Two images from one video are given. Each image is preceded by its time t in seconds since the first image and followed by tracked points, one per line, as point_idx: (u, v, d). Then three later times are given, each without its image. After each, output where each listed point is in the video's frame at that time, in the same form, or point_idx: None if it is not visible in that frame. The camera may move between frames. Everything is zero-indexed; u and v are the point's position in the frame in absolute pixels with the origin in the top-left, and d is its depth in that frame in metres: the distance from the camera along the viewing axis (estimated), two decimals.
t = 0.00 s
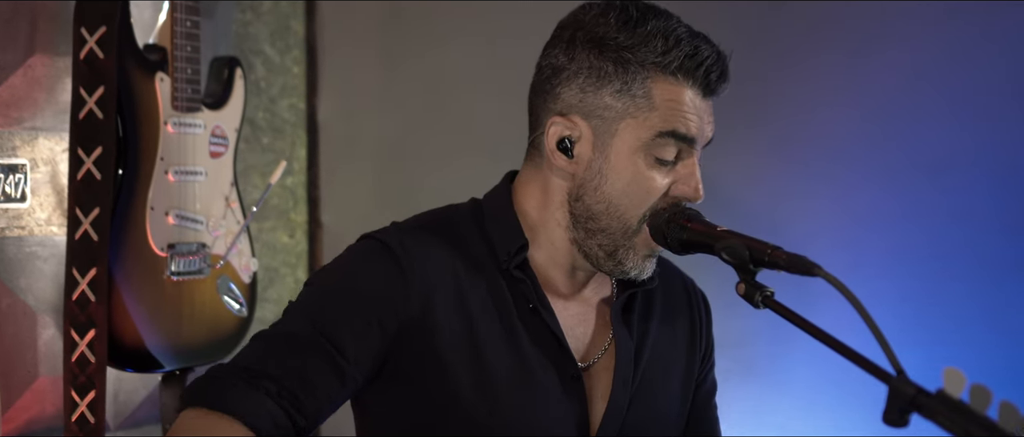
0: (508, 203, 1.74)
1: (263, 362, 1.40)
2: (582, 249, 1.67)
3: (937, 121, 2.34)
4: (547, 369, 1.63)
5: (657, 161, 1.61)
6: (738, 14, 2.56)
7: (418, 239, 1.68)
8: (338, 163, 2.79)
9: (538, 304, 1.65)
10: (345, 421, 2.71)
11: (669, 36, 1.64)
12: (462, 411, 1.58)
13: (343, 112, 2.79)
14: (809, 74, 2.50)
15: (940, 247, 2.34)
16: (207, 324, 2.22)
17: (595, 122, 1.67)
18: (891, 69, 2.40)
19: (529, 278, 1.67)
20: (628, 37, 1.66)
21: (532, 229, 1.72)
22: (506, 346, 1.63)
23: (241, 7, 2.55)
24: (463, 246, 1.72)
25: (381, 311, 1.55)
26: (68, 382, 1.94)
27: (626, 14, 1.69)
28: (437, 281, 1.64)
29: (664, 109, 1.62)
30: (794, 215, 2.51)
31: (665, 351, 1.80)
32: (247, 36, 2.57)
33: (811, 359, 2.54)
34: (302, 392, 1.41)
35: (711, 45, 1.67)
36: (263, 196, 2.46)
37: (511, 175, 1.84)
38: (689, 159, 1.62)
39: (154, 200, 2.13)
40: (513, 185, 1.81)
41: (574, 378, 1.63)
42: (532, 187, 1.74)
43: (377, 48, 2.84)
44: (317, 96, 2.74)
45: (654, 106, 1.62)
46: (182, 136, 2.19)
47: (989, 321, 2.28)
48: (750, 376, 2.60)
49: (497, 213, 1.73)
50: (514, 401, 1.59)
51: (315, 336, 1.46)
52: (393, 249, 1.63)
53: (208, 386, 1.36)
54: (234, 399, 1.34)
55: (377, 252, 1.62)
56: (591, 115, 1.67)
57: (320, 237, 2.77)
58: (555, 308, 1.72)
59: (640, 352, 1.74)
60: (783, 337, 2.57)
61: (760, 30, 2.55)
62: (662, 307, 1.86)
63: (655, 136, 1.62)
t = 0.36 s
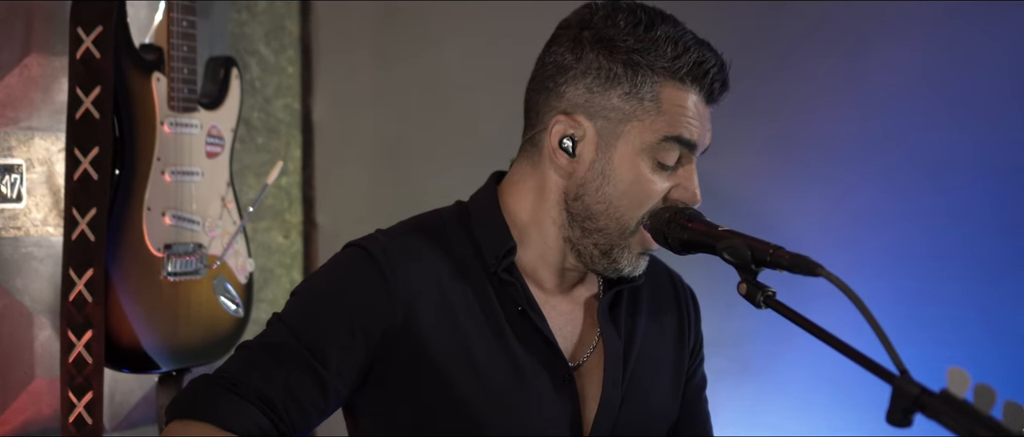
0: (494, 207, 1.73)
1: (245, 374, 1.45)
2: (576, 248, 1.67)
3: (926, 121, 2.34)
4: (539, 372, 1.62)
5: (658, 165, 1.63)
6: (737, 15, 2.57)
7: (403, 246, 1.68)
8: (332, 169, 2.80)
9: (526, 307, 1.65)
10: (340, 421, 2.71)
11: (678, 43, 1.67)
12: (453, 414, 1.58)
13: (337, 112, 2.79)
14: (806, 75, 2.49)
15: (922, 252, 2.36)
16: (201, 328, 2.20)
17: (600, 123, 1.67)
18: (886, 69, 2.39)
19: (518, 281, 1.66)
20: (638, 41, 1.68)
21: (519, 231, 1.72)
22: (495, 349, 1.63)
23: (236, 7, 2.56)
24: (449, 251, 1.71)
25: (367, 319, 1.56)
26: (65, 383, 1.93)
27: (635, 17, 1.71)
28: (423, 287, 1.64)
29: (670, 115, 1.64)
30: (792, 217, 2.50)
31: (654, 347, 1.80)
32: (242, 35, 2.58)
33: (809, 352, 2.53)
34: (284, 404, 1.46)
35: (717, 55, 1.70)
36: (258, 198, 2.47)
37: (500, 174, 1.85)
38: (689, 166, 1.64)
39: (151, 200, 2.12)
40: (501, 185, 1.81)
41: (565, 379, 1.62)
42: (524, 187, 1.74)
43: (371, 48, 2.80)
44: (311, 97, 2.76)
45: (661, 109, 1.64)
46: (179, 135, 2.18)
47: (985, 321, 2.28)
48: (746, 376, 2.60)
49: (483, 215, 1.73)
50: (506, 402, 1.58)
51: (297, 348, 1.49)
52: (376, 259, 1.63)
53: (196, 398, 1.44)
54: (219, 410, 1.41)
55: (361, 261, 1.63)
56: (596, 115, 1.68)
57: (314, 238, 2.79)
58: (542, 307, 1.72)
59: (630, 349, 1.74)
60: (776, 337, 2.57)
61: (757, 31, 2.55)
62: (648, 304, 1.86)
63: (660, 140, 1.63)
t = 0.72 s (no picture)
0: (494, 207, 1.73)
1: (253, 369, 1.45)
2: (558, 236, 1.67)
3: (925, 120, 2.36)
4: (544, 368, 1.62)
5: (618, 144, 1.60)
6: (718, 14, 2.55)
7: (410, 243, 1.68)
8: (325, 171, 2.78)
9: (531, 303, 1.65)
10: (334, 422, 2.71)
11: (628, 20, 1.64)
12: (459, 411, 1.58)
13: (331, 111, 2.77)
14: (798, 73, 2.50)
15: (920, 252, 2.36)
16: (198, 325, 2.20)
17: (555, 106, 1.67)
18: (886, 67, 2.40)
19: (522, 277, 1.67)
20: (589, 23, 1.67)
21: (523, 235, 1.71)
22: (501, 346, 1.62)
23: (230, 7, 2.56)
24: (455, 248, 1.71)
25: (374, 317, 1.56)
26: (60, 384, 1.93)
27: (586, 2, 1.70)
28: (430, 283, 1.63)
29: (623, 92, 1.62)
30: (787, 216, 2.50)
31: (660, 344, 1.80)
32: (235, 35, 2.58)
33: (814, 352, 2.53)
34: (294, 399, 1.45)
35: (675, 29, 1.66)
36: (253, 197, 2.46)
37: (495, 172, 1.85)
38: (650, 144, 1.61)
39: (146, 200, 2.11)
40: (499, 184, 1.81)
41: (570, 376, 1.62)
42: (506, 182, 1.76)
43: (366, 49, 2.80)
44: (305, 96, 2.74)
45: (611, 87, 1.62)
46: (174, 136, 2.17)
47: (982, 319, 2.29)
48: (737, 376, 2.60)
49: (486, 215, 1.73)
50: (511, 400, 1.58)
51: (306, 344, 1.49)
52: (383, 256, 1.63)
53: (205, 392, 1.43)
54: (228, 404, 1.41)
55: (368, 258, 1.62)
56: (551, 99, 1.68)
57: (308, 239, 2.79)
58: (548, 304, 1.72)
59: (636, 346, 1.75)
60: (772, 337, 2.57)
61: (743, 31, 2.54)
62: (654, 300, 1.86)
63: (612, 117, 1.61)
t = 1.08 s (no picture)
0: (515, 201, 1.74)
1: (276, 358, 1.44)
2: (568, 243, 1.67)
3: (926, 118, 2.35)
4: (555, 366, 1.62)
5: (625, 151, 1.60)
6: (721, 15, 2.57)
7: (430, 234, 1.68)
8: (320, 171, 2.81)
9: (546, 302, 1.65)
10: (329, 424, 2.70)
11: (632, 27, 1.62)
12: (467, 407, 1.58)
13: (323, 110, 2.80)
14: (797, 74, 2.50)
15: (920, 250, 2.37)
16: (194, 324, 2.20)
17: (562, 115, 1.67)
18: (886, 66, 2.40)
19: (537, 276, 1.68)
20: (592, 30, 1.65)
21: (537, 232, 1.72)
22: (515, 343, 1.63)
23: (225, 7, 2.58)
24: (473, 242, 1.72)
25: (394, 307, 1.57)
26: (57, 385, 1.92)
27: (592, 7, 1.67)
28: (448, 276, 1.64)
29: (629, 101, 1.60)
30: (785, 215, 2.52)
31: (670, 351, 1.80)
32: (230, 35, 2.61)
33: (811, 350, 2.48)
34: (317, 386, 1.45)
35: (680, 32, 1.63)
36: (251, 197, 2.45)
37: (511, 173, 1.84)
38: (660, 149, 1.60)
39: (142, 201, 2.11)
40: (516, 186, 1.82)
41: (581, 378, 1.62)
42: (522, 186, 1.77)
43: (359, 50, 2.79)
44: (300, 97, 2.78)
45: (616, 96, 1.61)
46: (170, 136, 2.17)
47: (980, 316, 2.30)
48: (739, 377, 2.55)
49: (504, 208, 1.74)
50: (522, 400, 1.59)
51: (331, 332, 1.49)
52: (404, 243, 1.64)
53: (225, 378, 1.41)
54: (248, 391, 1.38)
55: (390, 246, 1.63)
56: (558, 109, 1.67)
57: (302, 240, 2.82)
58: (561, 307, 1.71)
59: (646, 352, 1.75)
60: (768, 337, 2.52)
61: (745, 31, 2.55)
62: (665, 307, 1.86)
63: (618, 127, 1.60)
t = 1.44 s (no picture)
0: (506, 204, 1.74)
1: (267, 353, 1.42)
2: (567, 244, 1.66)
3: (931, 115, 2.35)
4: (549, 366, 1.62)
5: (625, 151, 1.60)
6: (712, 17, 2.57)
7: (419, 237, 1.69)
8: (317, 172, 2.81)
9: (537, 303, 1.65)
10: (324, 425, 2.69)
11: (631, 28, 1.62)
12: (461, 407, 1.58)
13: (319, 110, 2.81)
14: (793, 79, 2.49)
15: (919, 255, 2.37)
16: (192, 325, 2.20)
17: (562, 116, 1.66)
18: (883, 64, 2.40)
19: (529, 277, 1.67)
20: (592, 32, 1.65)
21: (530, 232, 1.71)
22: (506, 344, 1.63)
23: (221, 7, 2.58)
24: (463, 244, 1.72)
25: (384, 309, 1.57)
26: (54, 386, 1.91)
27: (591, 9, 1.68)
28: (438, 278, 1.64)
29: (629, 100, 1.60)
30: (779, 217, 2.51)
31: (664, 350, 1.81)
32: (226, 36, 2.60)
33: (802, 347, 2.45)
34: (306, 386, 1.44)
35: (679, 33, 1.64)
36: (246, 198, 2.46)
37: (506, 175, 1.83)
38: (659, 147, 1.60)
39: (139, 201, 2.10)
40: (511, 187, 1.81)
41: (574, 377, 1.62)
42: (519, 187, 1.76)
43: (354, 55, 2.80)
44: (295, 97, 2.79)
45: (616, 96, 1.61)
46: (167, 136, 2.16)
47: (980, 316, 2.31)
48: (729, 377, 2.52)
49: (497, 209, 1.74)
50: (514, 400, 1.59)
51: (319, 330, 1.48)
52: (394, 246, 1.64)
53: (217, 374, 1.39)
54: (242, 386, 1.37)
55: (380, 249, 1.63)
56: (558, 109, 1.67)
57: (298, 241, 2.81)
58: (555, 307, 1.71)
59: (641, 351, 1.75)
60: (762, 336, 2.49)
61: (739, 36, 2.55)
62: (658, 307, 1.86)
63: (619, 126, 1.60)
